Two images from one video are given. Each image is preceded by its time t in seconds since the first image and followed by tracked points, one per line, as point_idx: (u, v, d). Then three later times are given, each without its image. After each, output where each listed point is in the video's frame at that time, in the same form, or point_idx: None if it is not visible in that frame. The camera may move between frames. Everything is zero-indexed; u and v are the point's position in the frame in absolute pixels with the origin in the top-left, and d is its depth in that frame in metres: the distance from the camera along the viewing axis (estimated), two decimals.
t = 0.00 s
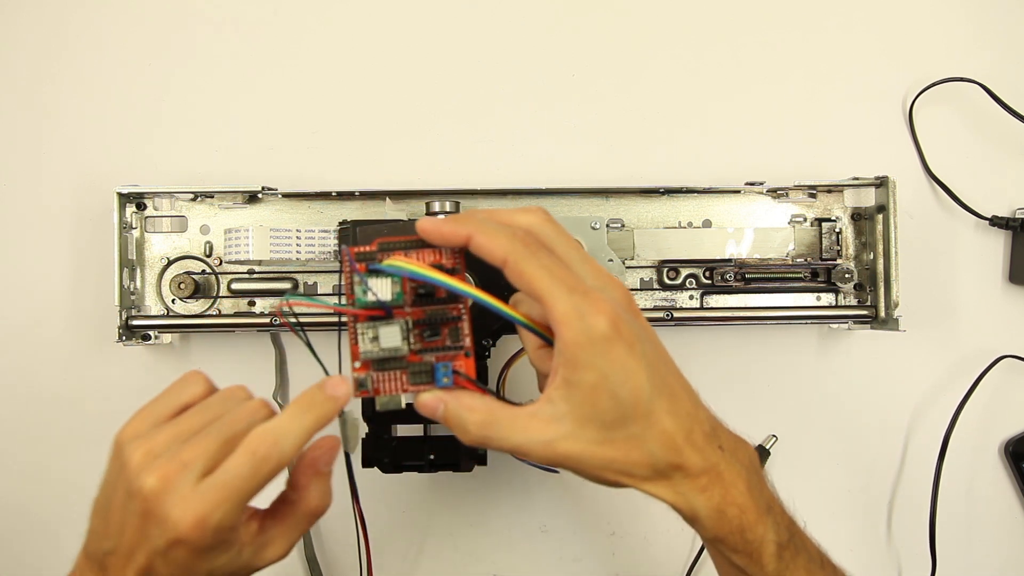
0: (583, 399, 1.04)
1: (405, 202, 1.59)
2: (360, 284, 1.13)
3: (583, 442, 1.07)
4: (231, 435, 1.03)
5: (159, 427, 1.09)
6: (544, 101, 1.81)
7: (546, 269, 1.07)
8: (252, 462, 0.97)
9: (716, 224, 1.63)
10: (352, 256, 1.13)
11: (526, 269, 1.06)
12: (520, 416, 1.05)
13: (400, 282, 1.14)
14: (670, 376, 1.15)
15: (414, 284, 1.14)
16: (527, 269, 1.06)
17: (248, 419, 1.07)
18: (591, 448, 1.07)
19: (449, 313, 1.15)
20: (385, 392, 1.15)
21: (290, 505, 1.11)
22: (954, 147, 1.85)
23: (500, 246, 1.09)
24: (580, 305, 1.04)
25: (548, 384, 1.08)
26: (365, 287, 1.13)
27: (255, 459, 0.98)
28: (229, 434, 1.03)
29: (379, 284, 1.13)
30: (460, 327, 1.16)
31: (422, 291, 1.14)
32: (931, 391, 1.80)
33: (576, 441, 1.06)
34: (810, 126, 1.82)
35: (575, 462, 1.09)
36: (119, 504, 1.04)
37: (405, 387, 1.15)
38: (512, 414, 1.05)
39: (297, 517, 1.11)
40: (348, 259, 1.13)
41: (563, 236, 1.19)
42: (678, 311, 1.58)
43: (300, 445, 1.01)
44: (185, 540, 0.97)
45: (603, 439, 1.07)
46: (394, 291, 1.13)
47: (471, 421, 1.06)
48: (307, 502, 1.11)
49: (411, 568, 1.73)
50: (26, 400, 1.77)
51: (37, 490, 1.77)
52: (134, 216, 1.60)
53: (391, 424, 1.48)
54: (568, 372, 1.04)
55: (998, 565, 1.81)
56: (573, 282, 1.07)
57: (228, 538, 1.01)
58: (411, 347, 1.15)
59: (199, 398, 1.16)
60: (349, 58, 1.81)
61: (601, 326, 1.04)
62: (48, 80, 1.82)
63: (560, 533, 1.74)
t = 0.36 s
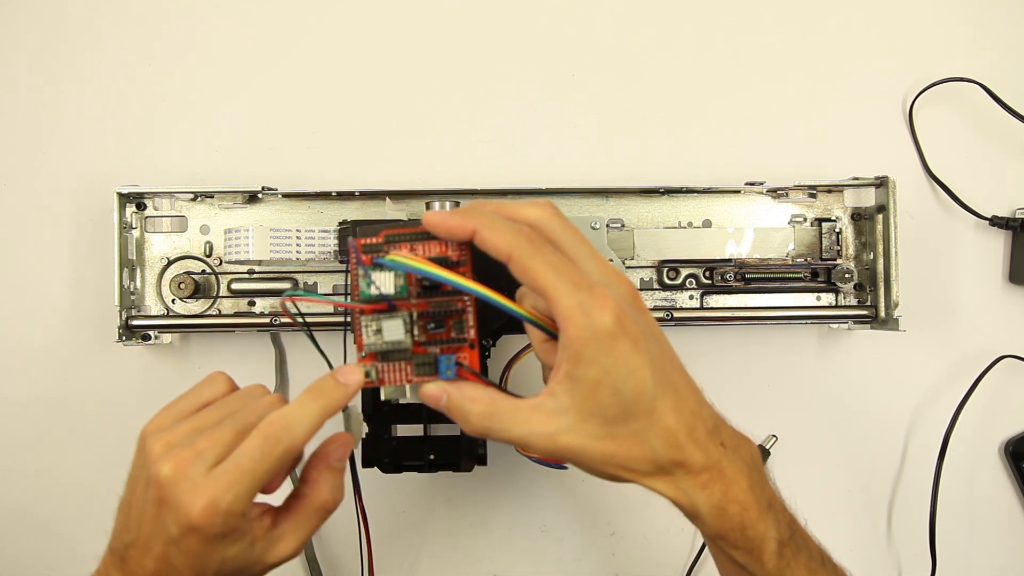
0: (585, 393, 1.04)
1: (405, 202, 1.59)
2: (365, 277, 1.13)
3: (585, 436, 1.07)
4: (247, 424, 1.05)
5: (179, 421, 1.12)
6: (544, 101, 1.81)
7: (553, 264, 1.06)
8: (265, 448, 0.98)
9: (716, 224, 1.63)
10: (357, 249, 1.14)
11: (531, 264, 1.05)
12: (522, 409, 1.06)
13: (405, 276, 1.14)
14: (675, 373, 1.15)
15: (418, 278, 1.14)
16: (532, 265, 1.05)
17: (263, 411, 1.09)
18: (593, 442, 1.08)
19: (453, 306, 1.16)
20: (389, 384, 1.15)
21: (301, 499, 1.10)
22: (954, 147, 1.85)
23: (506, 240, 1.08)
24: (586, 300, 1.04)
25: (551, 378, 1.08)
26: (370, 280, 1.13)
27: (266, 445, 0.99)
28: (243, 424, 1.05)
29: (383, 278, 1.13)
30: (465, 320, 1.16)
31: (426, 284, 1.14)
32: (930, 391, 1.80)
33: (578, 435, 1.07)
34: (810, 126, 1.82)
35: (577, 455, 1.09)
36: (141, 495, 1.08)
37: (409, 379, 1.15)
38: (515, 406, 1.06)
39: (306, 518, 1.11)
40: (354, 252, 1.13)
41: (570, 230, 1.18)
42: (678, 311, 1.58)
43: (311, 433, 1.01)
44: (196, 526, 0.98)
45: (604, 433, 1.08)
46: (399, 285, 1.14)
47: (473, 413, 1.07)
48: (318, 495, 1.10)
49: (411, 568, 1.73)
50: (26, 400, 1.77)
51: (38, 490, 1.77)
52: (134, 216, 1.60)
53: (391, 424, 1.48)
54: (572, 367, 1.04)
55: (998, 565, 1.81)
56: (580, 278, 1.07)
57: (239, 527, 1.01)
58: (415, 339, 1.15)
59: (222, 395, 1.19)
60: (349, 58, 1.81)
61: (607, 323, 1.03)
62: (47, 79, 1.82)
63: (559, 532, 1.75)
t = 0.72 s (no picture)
0: (592, 396, 1.06)
1: (405, 203, 1.59)
2: (365, 293, 1.14)
3: (595, 438, 1.07)
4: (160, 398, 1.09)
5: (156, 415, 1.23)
6: (544, 101, 1.81)
7: (553, 269, 1.08)
8: (168, 422, 1.03)
9: (716, 223, 1.63)
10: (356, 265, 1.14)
11: (532, 271, 1.08)
12: (529, 414, 1.07)
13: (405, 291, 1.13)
14: (680, 369, 1.16)
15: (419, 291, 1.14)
16: (532, 271, 1.07)
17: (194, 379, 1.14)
18: (603, 444, 1.08)
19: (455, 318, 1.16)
20: (396, 396, 1.17)
21: (314, 481, 1.19)
22: (954, 147, 1.85)
23: (505, 247, 1.10)
24: (587, 302, 1.06)
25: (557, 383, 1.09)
26: (371, 295, 1.13)
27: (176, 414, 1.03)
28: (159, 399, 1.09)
29: (385, 293, 1.13)
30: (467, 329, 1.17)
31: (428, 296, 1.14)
32: (930, 391, 1.80)
33: (587, 436, 1.07)
34: (810, 126, 1.82)
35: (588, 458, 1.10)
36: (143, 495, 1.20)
37: (416, 391, 1.16)
38: (522, 411, 1.07)
39: (316, 495, 1.18)
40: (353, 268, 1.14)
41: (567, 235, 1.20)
42: (678, 311, 1.58)
43: (190, 397, 1.02)
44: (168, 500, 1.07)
45: (614, 435, 1.08)
46: (399, 299, 1.14)
47: (481, 419, 1.08)
48: (329, 477, 1.17)
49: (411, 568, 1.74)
50: (25, 400, 1.77)
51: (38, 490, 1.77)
52: (134, 216, 1.60)
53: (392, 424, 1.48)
54: (577, 370, 1.06)
55: (998, 565, 1.81)
56: (580, 281, 1.09)
57: (201, 498, 1.07)
58: (420, 351, 1.16)
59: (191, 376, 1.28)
60: (349, 58, 1.81)
61: (610, 324, 1.05)
62: (48, 79, 1.82)
63: (557, 533, 1.74)
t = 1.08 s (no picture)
0: (597, 403, 1.07)
1: (405, 203, 1.60)
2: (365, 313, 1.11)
3: (602, 438, 1.11)
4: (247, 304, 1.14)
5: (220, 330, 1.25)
6: (544, 101, 1.81)
7: (553, 279, 1.06)
8: (265, 319, 1.07)
9: (716, 223, 1.63)
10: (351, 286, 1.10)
11: (531, 284, 1.05)
12: (536, 419, 1.10)
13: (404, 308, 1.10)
14: (686, 365, 1.15)
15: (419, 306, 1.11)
16: (531, 285, 1.05)
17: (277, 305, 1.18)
18: (611, 444, 1.11)
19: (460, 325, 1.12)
20: (406, 407, 1.16)
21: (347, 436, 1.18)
22: (954, 147, 1.85)
23: (504, 259, 1.06)
24: (588, 314, 1.04)
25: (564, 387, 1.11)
26: (371, 316, 1.10)
27: (264, 316, 1.07)
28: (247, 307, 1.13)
29: (384, 313, 1.10)
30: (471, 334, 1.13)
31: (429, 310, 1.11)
32: (930, 391, 1.80)
33: (594, 439, 1.11)
34: (810, 126, 1.82)
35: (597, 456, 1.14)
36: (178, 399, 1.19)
37: (427, 400, 1.15)
38: (531, 416, 1.10)
39: (345, 449, 1.16)
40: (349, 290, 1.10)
41: (564, 235, 1.16)
42: (677, 311, 1.58)
43: (299, 303, 1.06)
44: (210, 407, 1.06)
45: (621, 437, 1.11)
46: (399, 317, 1.10)
47: (491, 424, 1.12)
48: (369, 438, 1.17)
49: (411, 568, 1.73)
50: (24, 400, 1.77)
51: (37, 490, 1.77)
52: (134, 216, 1.60)
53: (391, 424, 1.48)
54: (582, 378, 1.07)
55: (998, 565, 1.81)
56: (580, 288, 1.06)
57: (249, 416, 1.06)
58: (425, 361, 1.13)
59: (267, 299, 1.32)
60: (349, 58, 1.81)
61: (611, 332, 1.04)
62: (48, 79, 1.82)
63: (558, 531, 1.74)
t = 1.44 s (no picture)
0: (602, 411, 1.08)
1: (405, 203, 1.60)
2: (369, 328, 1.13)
3: (607, 444, 1.12)
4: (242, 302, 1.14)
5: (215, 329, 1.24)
6: (544, 101, 1.81)
7: (559, 290, 1.04)
8: (250, 321, 1.05)
9: (716, 224, 1.63)
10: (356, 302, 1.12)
11: (536, 295, 1.04)
12: (541, 425, 1.11)
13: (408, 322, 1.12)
14: (690, 371, 1.15)
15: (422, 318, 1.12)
16: (537, 297, 1.04)
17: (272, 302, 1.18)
18: (615, 450, 1.12)
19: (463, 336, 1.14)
20: (415, 413, 1.19)
21: (344, 431, 1.18)
22: (954, 147, 1.85)
23: (508, 271, 1.05)
24: (594, 325, 1.03)
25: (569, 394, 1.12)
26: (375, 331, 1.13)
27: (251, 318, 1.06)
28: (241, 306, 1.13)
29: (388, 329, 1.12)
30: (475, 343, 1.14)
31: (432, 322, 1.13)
32: (930, 391, 1.80)
33: (599, 444, 1.12)
34: (810, 126, 1.82)
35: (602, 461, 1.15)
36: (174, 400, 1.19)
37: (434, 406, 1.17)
38: (536, 422, 1.11)
39: (344, 444, 1.16)
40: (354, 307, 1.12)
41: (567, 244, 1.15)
42: (677, 311, 1.58)
43: (287, 303, 1.05)
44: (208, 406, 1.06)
45: (625, 443, 1.11)
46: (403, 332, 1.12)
47: (498, 429, 1.13)
48: (367, 433, 1.17)
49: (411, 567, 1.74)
50: (25, 400, 1.77)
51: (37, 489, 1.77)
52: (134, 216, 1.60)
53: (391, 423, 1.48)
54: (587, 387, 1.07)
55: (998, 564, 1.81)
56: (586, 299, 1.05)
57: (247, 413, 1.07)
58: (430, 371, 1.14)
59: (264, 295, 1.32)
60: (349, 58, 1.81)
61: (615, 343, 1.04)
62: (47, 79, 1.82)
63: (559, 531, 1.74)
